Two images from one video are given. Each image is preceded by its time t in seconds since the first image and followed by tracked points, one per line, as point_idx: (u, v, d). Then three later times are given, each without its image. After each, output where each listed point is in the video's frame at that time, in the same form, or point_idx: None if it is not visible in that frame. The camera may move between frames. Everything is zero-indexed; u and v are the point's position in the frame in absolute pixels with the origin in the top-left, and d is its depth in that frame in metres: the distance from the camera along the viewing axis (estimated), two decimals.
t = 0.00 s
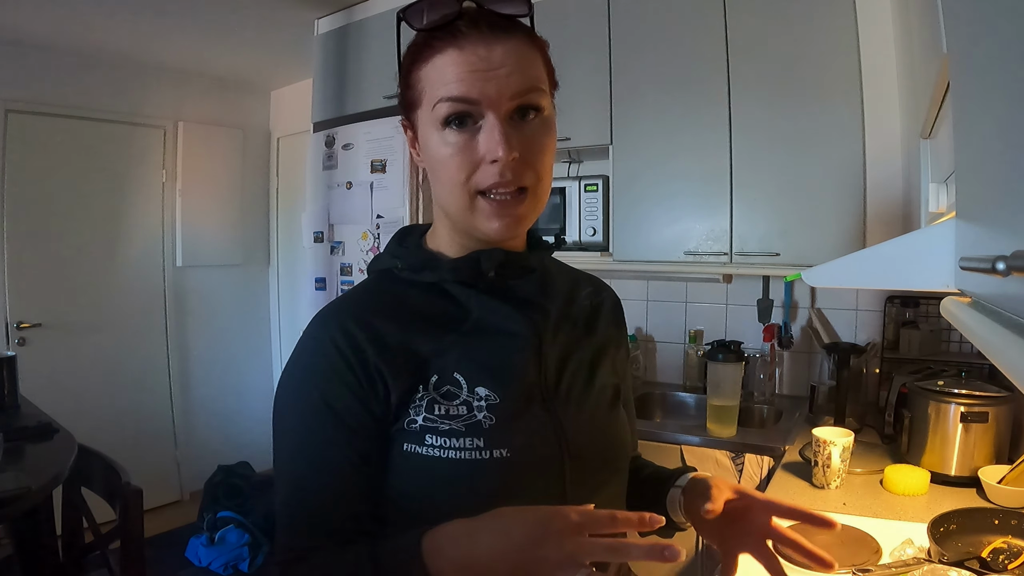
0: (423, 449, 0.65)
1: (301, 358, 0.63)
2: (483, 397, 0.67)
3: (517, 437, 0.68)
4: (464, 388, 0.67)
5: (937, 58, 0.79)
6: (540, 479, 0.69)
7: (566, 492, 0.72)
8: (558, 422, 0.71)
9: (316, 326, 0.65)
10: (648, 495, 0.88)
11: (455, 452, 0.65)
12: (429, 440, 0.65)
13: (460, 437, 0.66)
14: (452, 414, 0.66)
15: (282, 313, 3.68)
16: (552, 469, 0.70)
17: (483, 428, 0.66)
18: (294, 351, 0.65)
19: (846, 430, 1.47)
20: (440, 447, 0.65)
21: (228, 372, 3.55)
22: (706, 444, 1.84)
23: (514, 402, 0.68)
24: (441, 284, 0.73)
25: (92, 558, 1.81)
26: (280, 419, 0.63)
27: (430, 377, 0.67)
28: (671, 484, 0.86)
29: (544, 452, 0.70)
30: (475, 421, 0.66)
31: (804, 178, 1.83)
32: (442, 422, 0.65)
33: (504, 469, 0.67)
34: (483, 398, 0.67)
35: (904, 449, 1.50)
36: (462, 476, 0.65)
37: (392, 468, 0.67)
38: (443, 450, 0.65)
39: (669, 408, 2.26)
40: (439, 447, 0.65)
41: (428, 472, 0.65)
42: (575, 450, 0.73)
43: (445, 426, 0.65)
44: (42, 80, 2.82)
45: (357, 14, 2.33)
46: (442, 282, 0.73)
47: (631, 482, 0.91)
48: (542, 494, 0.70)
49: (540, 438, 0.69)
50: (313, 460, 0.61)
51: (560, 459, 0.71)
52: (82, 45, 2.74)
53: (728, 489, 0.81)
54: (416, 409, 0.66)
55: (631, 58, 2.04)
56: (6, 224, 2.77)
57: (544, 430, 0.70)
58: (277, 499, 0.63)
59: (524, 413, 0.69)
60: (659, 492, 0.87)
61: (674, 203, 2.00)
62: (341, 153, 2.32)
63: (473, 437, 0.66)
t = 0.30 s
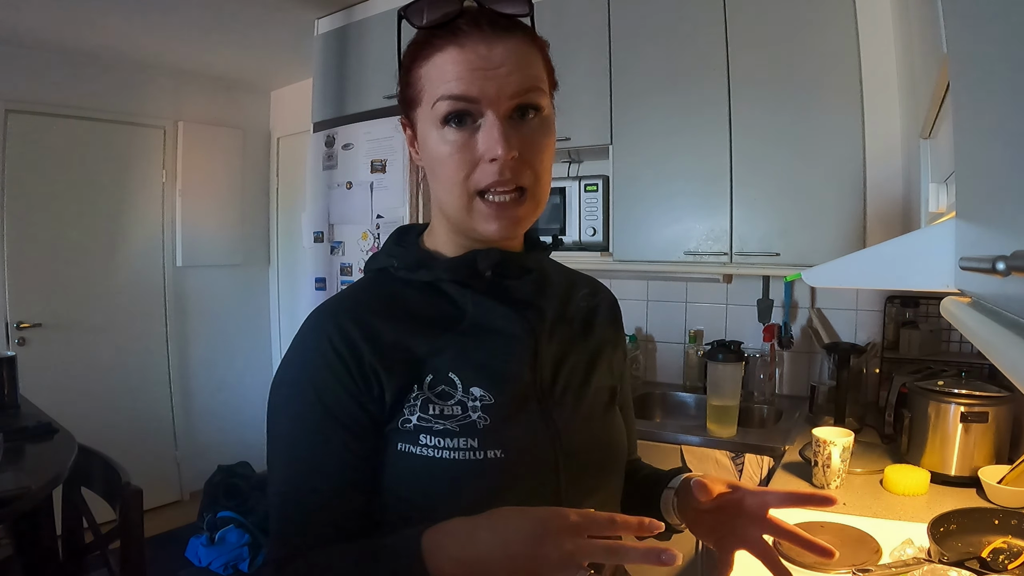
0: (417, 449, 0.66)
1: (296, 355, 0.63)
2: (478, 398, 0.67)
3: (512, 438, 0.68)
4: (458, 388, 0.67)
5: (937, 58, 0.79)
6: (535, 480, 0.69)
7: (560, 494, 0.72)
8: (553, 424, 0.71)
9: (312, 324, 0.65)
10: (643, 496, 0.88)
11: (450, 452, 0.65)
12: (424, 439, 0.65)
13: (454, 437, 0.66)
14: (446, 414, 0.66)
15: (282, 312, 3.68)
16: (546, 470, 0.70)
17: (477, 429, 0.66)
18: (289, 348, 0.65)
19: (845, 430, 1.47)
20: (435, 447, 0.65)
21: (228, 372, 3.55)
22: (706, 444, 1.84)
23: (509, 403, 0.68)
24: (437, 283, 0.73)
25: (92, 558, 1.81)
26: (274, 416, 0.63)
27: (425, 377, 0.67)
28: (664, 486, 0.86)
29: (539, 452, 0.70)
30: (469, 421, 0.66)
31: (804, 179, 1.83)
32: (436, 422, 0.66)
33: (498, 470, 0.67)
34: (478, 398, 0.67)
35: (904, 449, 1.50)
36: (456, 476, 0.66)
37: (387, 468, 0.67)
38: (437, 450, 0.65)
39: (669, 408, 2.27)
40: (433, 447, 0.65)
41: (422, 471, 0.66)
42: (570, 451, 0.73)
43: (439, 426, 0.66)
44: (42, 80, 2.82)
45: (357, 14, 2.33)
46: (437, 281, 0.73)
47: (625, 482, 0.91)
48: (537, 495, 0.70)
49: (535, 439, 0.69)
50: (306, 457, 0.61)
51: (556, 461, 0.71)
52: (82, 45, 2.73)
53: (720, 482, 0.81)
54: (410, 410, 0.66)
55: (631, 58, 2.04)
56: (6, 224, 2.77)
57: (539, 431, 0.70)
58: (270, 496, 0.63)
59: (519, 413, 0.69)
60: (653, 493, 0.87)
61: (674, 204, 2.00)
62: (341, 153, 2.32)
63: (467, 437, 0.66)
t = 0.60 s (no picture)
0: (416, 448, 0.66)
1: (290, 353, 0.63)
2: (476, 395, 0.67)
3: (510, 437, 0.68)
4: (456, 385, 0.67)
5: (937, 58, 0.79)
6: (535, 478, 0.70)
7: (558, 492, 0.72)
8: (552, 421, 0.71)
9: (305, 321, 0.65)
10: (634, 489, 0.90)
11: (448, 451, 0.65)
12: (422, 439, 0.65)
13: (453, 436, 0.66)
14: (444, 412, 0.66)
15: (282, 312, 3.68)
16: (546, 467, 0.70)
17: (476, 427, 0.66)
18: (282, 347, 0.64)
19: (845, 430, 1.47)
20: (433, 446, 0.65)
21: (228, 372, 3.54)
22: (706, 444, 1.83)
23: (507, 400, 0.68)
24: (434, 278, 0.72)
25: (92, 558, 1.81)
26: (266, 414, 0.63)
27: (422, 374, 0.66)
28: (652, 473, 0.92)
29: (538, 449, 0.70)
30: (467, 419, 0.66)
31: (804, 178, 1.82)
32: (434, 421, 0.66)
33: (497, 469, 0.67)
34: (476, 395, 0.67)
35: (904, 449, 1.50)
36: (454, 475, 0.66)
37: (384, 467, 0.67)
38: (436, 449, 0.65)
39: (669, 408, 2.26)
40: (431, 446, 0.65)
41: (419, 470, 0.66)
42: (570, 448, 0.73)
43: (438, 425, 0.66)
44: (42, 80, 2.83)
45: (357, 14, 2.33)
46: (435, 276, 0.72)
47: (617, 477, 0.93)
48: (536, 493, 0.70)
49: (535, 436, 0.69)
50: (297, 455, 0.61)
51: (555, 458, 0.71)
52: (82, 45, 2.73)
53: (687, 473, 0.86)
54: (407, 409, 0.66)
55: (630, 58, 2.04)
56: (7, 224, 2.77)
57: (538, 428, 0.70)
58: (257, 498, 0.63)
59: (518, 411, 0.69)
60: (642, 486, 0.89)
61: (674, 204, 2.00)
62: (341, 153, 2.32)
63: (466, 435, 0.66)
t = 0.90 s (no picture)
0: (425, 451, 0.65)
1: (274, 321, 0.61)
2: (485, 396, 0.67)
3: (520, 439, 0.68)
4: (465, 386, 0.66)
5: (937, 59, 0.79)
6: (544, 479, 0.70)
7: (566, 492, 0.73)
8: (561, 421, 0.72)
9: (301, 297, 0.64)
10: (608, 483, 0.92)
11: (459, 454, 0.65)
12: (432, 442, 0.65)
13: (463, 440, 0.66)
14: (453, 416, 0.66)
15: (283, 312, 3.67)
16: (554, 468, 0.71)
17: (486, 430, 0.66)
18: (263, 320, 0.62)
19: (845, 431, 1.47)
20: (443, 450, 0.65)
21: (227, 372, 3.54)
22: (706, 444, 1.83)
23: (516, 401, 0.68)
24: (443, 273, 0.72)
25: (92, 558, 1.81)
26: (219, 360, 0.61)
27: (429, 374, 0.66)
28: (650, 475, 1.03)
29: (547, 450, 0.70)
30: (477, 422, 0.66)
31: (804, 179, 1.82)
32: (444, 426, 0.65)
33: (507, 471, 0.67)
34: (485, 397, 0.67)
35: (904, 449, 1.50)
36: (464, 477, 0.66)
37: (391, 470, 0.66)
38: (446, 452, 0.65)
39: (669, 408, 2.26)
40: (441, 449, 0.65)
41: (427, 471, 0.65)
42: (577, 448, 0.74)
43: (447, 429, 0.65)
44: (42, 80, 2.83)
45: (357, 14, 2.33)
46: (445, 271, 0.72)
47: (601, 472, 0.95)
48: (544, 494, 0.70)
49: (544, 437, 0.70)
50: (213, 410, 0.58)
51: (563, 459, 0.72)
52: (81, 45, 2.74)
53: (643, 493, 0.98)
54: (416, 415, 0.65)
55: (630, 58, 2.04)
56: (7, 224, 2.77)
57: (547, 429, 0.70)
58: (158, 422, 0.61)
59: (528, 412, 0.69)
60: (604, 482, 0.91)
61: (674, 204, 2.00)
62: (341, 153, 2.32)
63: (475, 439, 0.66)
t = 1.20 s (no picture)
0: (429, 451, 0.66)
1: (278, 303, 0.60)
2: (489, 398, 0.67)
3: (523, 440, 0.68)
4: (469, 388, 0.66)
5: (937, 60, 0.79)
6: (545, 480, 0.71)
7: (567, 492, 0.73)
8: (564, 423, 0.72)
9: (309, 282, 0.62)
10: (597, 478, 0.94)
11: (463, 455, 0.66)
12: (436, 443, 0.65)
13: (466, 441, 0.66)
14: (457, 417, 0.66)
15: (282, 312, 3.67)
16: (556, 470, 0.72)
17: (489, 431, 0.67)
18: (263, 300, 0.60)
19: (846, 431, 1.47)
20: (447, 450, 0.66)
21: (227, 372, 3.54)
22: (706, 444, 1.83)
23: (520, 404, 0.68)
24: (451, 270, 0.71)
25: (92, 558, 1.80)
26: (213, 331, 0.59)
27: (434, 374, 0.66)
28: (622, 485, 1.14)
29: (549, 452, 0.71)
30: (481, 424, 0.67)
31: (804, 179, 1.83)
32: (448, 427, 0.66)
33: (509, 472, 0.68)
34: (490, 399, 0.67)
35: (904, 449, 1.50)
36: (467, 478, 0.66)
37: (393, 467, 0.66)
38: (450, 453, 0.66)
39: (669, 408, 2.26)
40: (445, 449, 0.66)
41: (429, 470, 0.66)
42: (579, 450, 0.74)
43: (452, 430, 0.66)
44: (42, 81, 2.83)
45: (357, 14, 2.33)
46: (453, 268, 0.71)
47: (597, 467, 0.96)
48: (545, 495, 0.71)
49: (547, 440, 0.70)
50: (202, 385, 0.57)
51: (565, 460, 0.72)
52: (81, 45, 2.73)
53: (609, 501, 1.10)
54: (420, 415, 0.65)
55: (630, 58, 2.04)
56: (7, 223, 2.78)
57: (551, 432, 0.71)
58: (135, 372, 0.60)
59: (532, 415, 0.69)
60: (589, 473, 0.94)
61: (674, 204, 2.00)
62: (341, 153, 2.32)
63: (479, 440, 0.66)
